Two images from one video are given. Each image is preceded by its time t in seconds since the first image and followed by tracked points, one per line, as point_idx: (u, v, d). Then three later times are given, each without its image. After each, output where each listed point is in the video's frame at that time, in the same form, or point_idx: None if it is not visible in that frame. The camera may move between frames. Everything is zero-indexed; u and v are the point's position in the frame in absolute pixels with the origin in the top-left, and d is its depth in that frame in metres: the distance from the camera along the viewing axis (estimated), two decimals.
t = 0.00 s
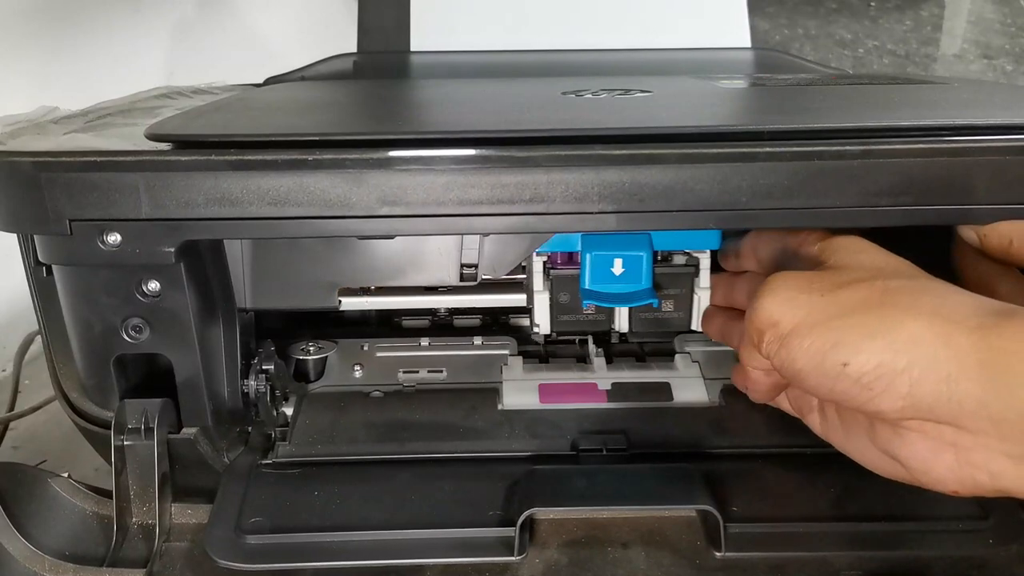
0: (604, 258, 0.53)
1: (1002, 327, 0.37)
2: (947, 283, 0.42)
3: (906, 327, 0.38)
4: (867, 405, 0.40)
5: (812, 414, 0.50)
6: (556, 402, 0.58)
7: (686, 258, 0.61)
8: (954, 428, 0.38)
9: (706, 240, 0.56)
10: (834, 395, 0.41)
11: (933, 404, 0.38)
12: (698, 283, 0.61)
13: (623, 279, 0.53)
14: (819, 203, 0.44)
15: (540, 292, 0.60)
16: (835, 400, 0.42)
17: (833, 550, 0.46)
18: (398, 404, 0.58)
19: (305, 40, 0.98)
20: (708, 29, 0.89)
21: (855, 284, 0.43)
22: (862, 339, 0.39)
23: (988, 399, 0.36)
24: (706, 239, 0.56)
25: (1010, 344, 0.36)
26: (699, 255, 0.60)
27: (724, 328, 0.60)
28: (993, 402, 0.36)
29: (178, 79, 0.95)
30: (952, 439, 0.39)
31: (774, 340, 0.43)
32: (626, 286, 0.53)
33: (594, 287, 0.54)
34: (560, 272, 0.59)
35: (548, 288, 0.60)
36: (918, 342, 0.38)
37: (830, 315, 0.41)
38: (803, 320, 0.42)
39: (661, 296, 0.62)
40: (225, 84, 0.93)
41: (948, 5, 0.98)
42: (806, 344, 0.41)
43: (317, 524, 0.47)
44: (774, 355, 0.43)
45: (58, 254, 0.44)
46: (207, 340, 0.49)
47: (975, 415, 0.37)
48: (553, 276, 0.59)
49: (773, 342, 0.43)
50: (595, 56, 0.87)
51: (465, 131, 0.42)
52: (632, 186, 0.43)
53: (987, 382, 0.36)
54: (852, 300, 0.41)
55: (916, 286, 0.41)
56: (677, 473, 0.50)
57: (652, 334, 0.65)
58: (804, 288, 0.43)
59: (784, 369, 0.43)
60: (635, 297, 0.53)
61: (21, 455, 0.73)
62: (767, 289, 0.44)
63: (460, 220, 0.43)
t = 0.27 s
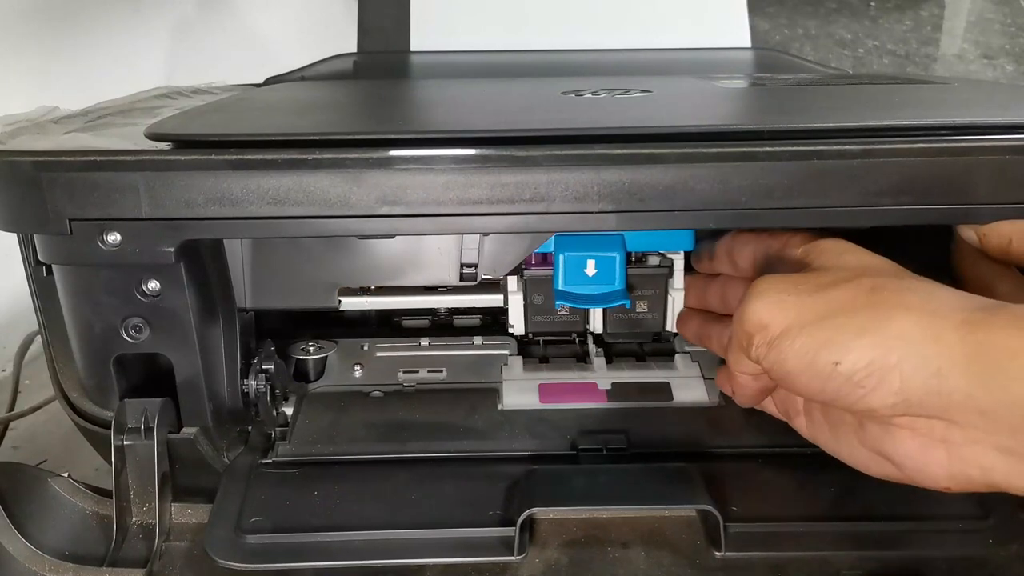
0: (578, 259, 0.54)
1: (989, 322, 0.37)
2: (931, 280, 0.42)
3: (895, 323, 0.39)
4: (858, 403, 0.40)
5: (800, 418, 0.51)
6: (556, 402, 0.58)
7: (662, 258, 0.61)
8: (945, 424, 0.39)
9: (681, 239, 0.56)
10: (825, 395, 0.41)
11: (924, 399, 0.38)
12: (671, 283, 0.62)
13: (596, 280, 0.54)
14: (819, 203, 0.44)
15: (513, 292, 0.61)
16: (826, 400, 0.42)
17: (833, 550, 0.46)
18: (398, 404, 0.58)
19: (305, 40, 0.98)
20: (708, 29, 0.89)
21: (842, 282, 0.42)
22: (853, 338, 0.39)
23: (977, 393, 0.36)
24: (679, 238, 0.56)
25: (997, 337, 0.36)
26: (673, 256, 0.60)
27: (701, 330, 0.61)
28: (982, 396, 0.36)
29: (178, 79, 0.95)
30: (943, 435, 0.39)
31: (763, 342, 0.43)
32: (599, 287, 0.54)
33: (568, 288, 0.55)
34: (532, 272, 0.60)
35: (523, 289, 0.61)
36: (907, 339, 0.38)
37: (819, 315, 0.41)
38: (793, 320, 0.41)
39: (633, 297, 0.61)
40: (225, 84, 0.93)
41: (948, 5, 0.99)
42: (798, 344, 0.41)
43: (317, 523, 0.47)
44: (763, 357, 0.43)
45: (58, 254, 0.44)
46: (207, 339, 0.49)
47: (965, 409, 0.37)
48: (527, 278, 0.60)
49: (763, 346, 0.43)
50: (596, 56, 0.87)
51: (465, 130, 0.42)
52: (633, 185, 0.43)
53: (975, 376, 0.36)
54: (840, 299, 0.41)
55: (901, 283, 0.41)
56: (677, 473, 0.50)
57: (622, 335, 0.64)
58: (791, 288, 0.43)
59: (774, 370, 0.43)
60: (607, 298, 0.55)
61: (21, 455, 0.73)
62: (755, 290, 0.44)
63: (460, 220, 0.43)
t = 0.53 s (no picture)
0: (578, 260, 0.54)
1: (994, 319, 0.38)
2: (935, 278, 0.42)
3: (900, 323, 0.39)
4: (866, 404, 0.40)
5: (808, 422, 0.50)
6: (556, 402, 0.58)
7: (661, 258, 0.61)
8: (955, 423, 0.39)
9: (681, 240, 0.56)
10: (833, 398, 0.41)
11: (933, 397, 0.38)
12: (671, 283, 0.61)
13: (595, 280, 0.54)
14: (819, 204, 0.44)
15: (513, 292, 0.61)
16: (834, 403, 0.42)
17: (833, 551, 0.46)
18: (398, 404, 0.58)
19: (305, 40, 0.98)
20: (709, 29, 0.89)
21: (843, 284, 0.42)
22: (859, 338, 0.39)
23: (987, 390, 0.37)
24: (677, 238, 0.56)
25: (1004, 334, 0.37)
26: (673, 256, 0.60)
27: (707, 340, 0.61)
28: (993, 392, 0.36)
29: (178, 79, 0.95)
30: (953, 434, 0.39)
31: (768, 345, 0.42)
32: (599, 287, 0.54)
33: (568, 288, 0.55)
34: (532, 273, 0.60)
35: (523, 289, 0.60)
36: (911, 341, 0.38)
37: (823, 317, 0.41)
38: (796, 324, 0.41)
39: (633, 297, 0.61)
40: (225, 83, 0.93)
41: (948, 5, 0.99)
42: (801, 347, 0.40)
43: (317, 524, 0.47)
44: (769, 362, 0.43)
45: (58, 254, 0.44)
46: (207, 340, 0.49)
47: (975, 405, 0.37)
48: (527, 278, 0.60)
49: (768, 349, 0.42)
50: (596, 56, 0.87)
51: (466, 131, 0.42)
52: (633, 186, 0.43)
53: (984, 373, 0.37)
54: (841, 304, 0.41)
55: (903, 283, 0.41)
56: (677, 474, 0.50)
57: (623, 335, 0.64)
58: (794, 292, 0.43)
59: (779, 376, 0.43)
60: (608, 298, 0.54)
61: (21, 455, 0.73)
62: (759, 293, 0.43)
63: (461, 220, 0.43)
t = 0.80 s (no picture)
0: (578, 261, 0.54)
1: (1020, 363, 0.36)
2: (948, 309, 0.39)
3: (926, 388, 0.37)
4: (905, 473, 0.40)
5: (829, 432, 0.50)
6: (556, 403, 0.58)
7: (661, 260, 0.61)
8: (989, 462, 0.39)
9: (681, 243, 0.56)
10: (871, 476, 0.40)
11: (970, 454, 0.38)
12: (671, 283, 0.61)
13: (596, 282, 0.54)
14: (819, 206, 0.44)
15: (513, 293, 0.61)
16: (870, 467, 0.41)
17: (833, 552, 0.46)
18: (398, 405, 0.58)
19: (304, 40, 0.98)
20: (709, 29, 0.89)
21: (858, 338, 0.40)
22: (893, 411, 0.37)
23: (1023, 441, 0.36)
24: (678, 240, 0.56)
25: None
26: (673, 257, 0.60)
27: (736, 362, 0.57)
28: None
29: (178, 79, 0.94)
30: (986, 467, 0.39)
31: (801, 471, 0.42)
32: (599, 288, 0.54)
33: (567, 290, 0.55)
34: (532, 274, 0.60)
35: (523, 290, 0.61)
36: (920, 385, 0.37)
37: (848, 415, 0.39)
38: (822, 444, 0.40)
39: (633, 298, 0.61)
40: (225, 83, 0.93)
41: (948, 5, 0.99)
42: (815, 439, 0.40)
43: (318, 526, 0.47)
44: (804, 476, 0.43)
45: (58, 257, 0.44)
46: (207, 342, 0.49)
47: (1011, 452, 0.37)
48: (527, 279, 0.60)
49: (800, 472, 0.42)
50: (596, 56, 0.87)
51: (466, 133, 0.42)
52: (633, 188, 0.43)
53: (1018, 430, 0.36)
54: (843, 357, 0.41)
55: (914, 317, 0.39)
56: (678, 476, 0.50)
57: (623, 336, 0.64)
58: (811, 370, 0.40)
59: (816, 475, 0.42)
60: (608, 300, 0.55)
61: (21, 456, 0.73)
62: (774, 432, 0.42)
63: (461, 222, 0.43)
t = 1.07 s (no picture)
0: (578, 262, 0.54)
1: None
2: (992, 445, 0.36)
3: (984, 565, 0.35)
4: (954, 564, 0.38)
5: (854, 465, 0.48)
6: (556, 404, 0.58)
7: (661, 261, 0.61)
8: None
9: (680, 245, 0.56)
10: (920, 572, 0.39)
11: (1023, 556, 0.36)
12: (672, 284, 0.61)
13: (594, 283, 0.54)
14: (820, 208, 0.44)
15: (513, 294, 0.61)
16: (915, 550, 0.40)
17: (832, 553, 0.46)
18: (398, 407, 0.58)
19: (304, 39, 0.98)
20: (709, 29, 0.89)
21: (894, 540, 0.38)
22: None
23: None
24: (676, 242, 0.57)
25: None
26: (673, 258, 0.60)
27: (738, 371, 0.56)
28: None
29: (177, 78, 0.94)
30: None
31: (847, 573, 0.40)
32: (597, 289, 0.55)
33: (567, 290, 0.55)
34: (532, 275, 0.60)
35: (523, 291, 0.61)
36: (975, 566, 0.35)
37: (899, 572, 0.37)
38: None
39: (633, 299, 0.61)
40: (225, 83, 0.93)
41: (948, 5, 0.99)
42: None
43: (318, 527, 0.47)
44: None
45: (58, 258, 0.44)
46: (207, 344, 0.49)
47: None
48: (527, 280, 0.60)
49: None
50: (596, 56, 0.87)
51: (466, 135, 0.42)
52: (634, 190, 0.43)
53: None
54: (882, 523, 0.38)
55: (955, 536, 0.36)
56: (677, 477, 0.50)
57: (623, 337, 0.64)
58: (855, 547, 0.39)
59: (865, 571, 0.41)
60: (606, 301, 0.55)
61: (21, 456, 0.73)
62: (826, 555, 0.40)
63: (462, 224, 0.44)
